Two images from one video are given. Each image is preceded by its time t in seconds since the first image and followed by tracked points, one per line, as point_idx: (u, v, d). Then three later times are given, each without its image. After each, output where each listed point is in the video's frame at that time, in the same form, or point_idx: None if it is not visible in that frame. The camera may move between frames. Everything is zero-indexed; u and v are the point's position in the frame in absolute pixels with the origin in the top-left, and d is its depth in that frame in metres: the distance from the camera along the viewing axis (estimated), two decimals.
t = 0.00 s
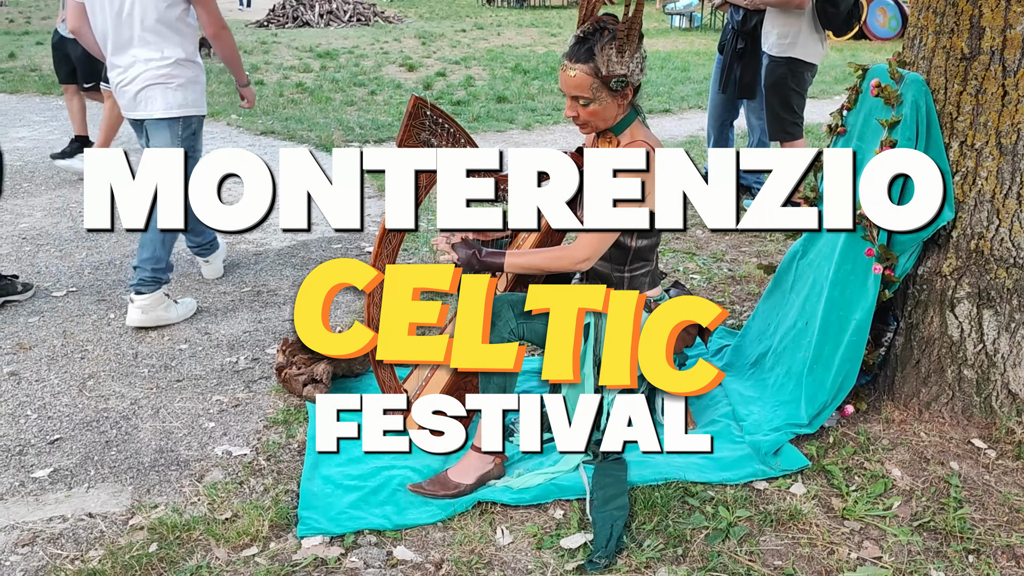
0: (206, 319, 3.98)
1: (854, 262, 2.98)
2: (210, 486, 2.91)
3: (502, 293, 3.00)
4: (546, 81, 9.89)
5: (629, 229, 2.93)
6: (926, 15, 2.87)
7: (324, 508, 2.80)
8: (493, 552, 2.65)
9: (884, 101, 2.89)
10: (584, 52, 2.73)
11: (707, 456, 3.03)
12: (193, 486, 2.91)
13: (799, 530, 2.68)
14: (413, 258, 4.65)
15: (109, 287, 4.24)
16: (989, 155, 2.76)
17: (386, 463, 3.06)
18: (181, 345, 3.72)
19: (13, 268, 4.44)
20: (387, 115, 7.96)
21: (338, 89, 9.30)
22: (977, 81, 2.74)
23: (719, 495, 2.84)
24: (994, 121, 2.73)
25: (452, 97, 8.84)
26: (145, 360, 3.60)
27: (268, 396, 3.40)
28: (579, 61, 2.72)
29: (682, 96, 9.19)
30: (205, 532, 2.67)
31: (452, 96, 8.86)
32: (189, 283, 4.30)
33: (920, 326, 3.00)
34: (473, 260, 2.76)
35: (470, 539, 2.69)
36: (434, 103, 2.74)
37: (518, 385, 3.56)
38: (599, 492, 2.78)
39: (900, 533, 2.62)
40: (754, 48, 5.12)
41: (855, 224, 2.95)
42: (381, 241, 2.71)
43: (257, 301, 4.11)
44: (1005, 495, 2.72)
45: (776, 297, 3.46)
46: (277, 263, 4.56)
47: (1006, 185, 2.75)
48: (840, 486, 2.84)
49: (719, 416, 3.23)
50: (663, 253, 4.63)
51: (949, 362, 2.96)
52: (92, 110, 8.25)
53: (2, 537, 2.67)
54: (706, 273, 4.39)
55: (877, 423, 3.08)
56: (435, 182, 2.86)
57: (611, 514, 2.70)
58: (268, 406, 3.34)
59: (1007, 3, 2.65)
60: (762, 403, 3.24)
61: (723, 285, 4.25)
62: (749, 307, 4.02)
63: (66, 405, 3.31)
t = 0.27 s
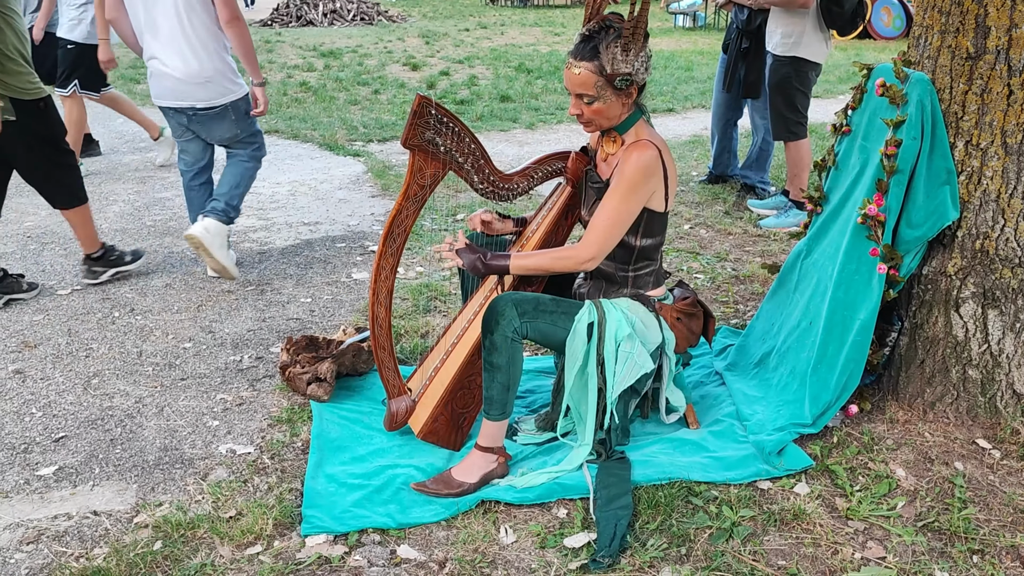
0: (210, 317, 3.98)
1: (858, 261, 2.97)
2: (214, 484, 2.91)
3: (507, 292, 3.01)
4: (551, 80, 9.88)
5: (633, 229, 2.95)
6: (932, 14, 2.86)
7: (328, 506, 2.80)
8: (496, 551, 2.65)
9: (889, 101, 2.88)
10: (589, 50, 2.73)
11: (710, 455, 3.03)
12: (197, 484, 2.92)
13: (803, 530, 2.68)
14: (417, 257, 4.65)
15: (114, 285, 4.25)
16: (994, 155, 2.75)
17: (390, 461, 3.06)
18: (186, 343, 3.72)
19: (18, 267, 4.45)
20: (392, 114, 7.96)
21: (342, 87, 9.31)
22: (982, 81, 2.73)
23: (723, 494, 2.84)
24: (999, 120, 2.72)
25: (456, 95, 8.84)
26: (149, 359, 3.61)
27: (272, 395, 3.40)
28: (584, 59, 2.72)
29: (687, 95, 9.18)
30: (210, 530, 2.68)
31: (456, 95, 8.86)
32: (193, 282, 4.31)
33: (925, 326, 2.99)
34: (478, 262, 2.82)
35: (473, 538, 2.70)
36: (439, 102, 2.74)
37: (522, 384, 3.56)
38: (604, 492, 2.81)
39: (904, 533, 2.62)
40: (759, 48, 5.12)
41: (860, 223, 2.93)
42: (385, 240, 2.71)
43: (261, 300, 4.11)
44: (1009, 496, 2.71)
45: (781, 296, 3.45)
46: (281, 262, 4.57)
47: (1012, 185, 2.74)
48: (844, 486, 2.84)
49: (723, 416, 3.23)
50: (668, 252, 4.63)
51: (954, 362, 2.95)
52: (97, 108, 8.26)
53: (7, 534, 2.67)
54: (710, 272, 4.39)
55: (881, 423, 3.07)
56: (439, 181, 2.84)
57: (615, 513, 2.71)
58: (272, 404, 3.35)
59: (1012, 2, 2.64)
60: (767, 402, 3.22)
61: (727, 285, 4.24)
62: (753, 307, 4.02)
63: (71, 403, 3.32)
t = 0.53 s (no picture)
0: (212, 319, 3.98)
1: (860, 263, 2.97)
2: (216, 486, 2.92)
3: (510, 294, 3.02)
4: (553, 81, 9.88)
5: (636, 230, 2.95)
6: (934, 16, 2.86)
7: (330, 508, 2.80)
8: (498, 553, 2.65)
9: (890, 103, 2.88)
10: (592, 52, 2.73)
11: (712, 457, 3.03)
12: (199, 486, 2.92)
13: (805, 532, 2.68)
14: (419, 258, 4.65)
15: (117, 287, 4.25)
16: (996, 157, 2.75)
17: (392, 463, 3.06)
18: (189, 345, 3.72)
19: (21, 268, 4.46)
20: (394, 115, 7.97)
21: (344, 89, 9.32)
22: (984, 83, 2.73)
23: (725, 496, 2.84)
24: (1001, 122, 2.72)
25: (458, 97, 8.85)
26: (151, 360, 3.61)
27: (274, 397, 3.40)
28: (587, 61, 2.73)
29: (688, 96, 9.18)
30: (212, 532, 2.68)
31: (457, 96, 8.86)
32: (196, 283, 4.31)
33: (927, 328, 2.99)
34: (479, 264, 2.83)
35: (475, 539, 2.70)
36: (441, 104, 2.76)
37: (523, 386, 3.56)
38: (605, 493, 2.81)
39: (906, 536, 2.62)
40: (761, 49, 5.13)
41: (862, 225, 2.93)
42: (387, 242, 2.72)
43: (263, 301, 4.11)
44: (1011, 498, 2.71)
45: (783, 298, 3.44)
46: (284, 264, 4.57)
47: (1014, 187, 2.74)
48: (846, 488, 2.84)
49: (725, 418, 3.23)
50: (670, 254, 4.62)
51: (956, 364, 2.94)
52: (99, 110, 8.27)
53: (11, 536, 2.68)
54: (712, 274, 4.39)
55: (883, 425, 3.07)
56: (442, 182, 2.84)
57: (617, 515, 2.72)
58: (275, 406, 3.35)
59: (1014, 4, 2.64)
60: (768, 404, 3.22)
61: (729, 286, 4.25)
62: (755, 308, 4.02)
63: (73, 405, 3.32)
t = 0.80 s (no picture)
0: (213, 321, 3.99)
1: (861, 265, 2.97)
2: (218, 488, 2.92)
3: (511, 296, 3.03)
4: (554, 84, 9.89)
5: (637, 232, 2.96)
6: (934, 18, 2.86)
7: (331, 511, 2.80)
8: (499, 555, 2.65)
9: (891, 105, 2.89)
10: (593, 54, 2.74)
11: (714, 459, 3.03)
12: (201, 489, 2.93)
13: (806, 534, 2.67)
14: (420, 260, 4.65)
15: (118, 289, 4.26)
16: (997, 159, 2.75)
17: (393, 465, 3.06)
18: (190, 347, 3.72)
19: (23, 271, 4.46)
20: (395, 117, 7.97)
21: (345, 90, 9.33)
22: (986, 85, 2.73)
23: (726, 498, 2.84)
24: (1003, 124, 2.73)
25: (460, 98, 8.85)
26: (153, 363, 3.61)
27: (275, 399, 3.40)
28: (588, 63, 2.73)
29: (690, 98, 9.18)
30: (214, 534, 2.69)
31: (458, 98, 8.86)
32: (198, 285, 4.31)
33: (929, 330, 2.99)
34: (481, 267, 2.84)
35: (477, 542, 2.70)
36: (442, 107, 2.76)
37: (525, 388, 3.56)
38: (607, 495, 2.80)
39: (908, 538, 2.61)
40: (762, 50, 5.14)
41: (863, 226, 2.92)
42: (388, 244, 2.73)
43: (265, 303, 4.11)
44: (1013, 500, 2.71)
45: (784, 300, 3.44)
46: (285, 266, 4.57)
47: (1015, 188, 2.75)
48: (848, 490, 2.84)
49: (726, 420, 3.22)
50: (671, 255, 4.62)
51: (958, 366, 2.94)
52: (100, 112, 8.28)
53: (13, 538, 2.68)
54: (714, 275, 4.39)
55: (885, 427, 3.07)
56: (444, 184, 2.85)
57: (618, 517, 2.72)
58: (276, 408, 3.35)
59: (1015, 7, 2.64)
60: (770, 406, 3.22)
61: (731, 288, 4.25)
62: (756, 310, 4.02)
63: (75, 408, 3.32)
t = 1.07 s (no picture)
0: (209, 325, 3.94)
1: (866, 267, 2.93)
2: (214, 495, 2.87)
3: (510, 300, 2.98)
4: (555, 84, 9.86)
5: (638, 235, 2.92)
6: (939, 17, 2.82)
7: (329, 518, 2.76)
8: (499, 563, 2.61)
9: (895, 105, 2.85)
10: (592, 55, 2.70)
11: (716, 465, 2.98)
12: (197, 496, 2.88)
13: (811, 541, 2.63)
14: (419, 263, 4.61)
15: (113, 293, 4.21)
16: (1003, 160, 2.72)
17: (391, 472, 3.01)
18: (186, 352, 3.67)
19: (17, 275, 4.42)
20: (393, 118, 7.93)
21: (343, 91, 9.30)
22: (991, 85, 2.70)
23: (729, 504, 2.80)
24: (1008, 125, 2.69)
25: (459, 98, 8.82)
26: (148, 368, 3.56)
27: (272, 404, 3.36)
28: (588, 64, 2.70)
29: (692, 98, 9.15)
30: (210, 542, 2.64)
31: (458, 99, 8.82)
32: (193, 288, 4.25)
33: (934, 333, 2.95)
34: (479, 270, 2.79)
35: (476, 549, 2.66)
36: (441, 109, 2.72)
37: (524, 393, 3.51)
38: (608, 501, 2.76)
39: (914, 544, 2.57)
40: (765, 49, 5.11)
41: (868, 228, 2.88)
42: (386, 247, 2.69)
43: (261, 307, 4.06)
44: (1020, 505, 2.67)
45: (788, 303, 3.39)
46: (282, 269, 4.51)
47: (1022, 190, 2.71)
48: (853, 496, 2.79)
49: (729, 425, 3.18)
50: (673, 257, 4.57)
51: (963, 370, 2.90)
52: (96, 113, 8.24)
53: (5, 547, 2.63)
54: (716, 278, 4.35)
55: (890, 431, 3.03)
56: (442, 186, 2.81)
57: (620, 524, 2.67)
58: (273, 414, 3.30)
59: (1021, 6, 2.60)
60: (773, 411, 3.17)
61: (733, 291, 4.21)
62: (759, 313, 3.98)
63: (69, 414, 3.27)
